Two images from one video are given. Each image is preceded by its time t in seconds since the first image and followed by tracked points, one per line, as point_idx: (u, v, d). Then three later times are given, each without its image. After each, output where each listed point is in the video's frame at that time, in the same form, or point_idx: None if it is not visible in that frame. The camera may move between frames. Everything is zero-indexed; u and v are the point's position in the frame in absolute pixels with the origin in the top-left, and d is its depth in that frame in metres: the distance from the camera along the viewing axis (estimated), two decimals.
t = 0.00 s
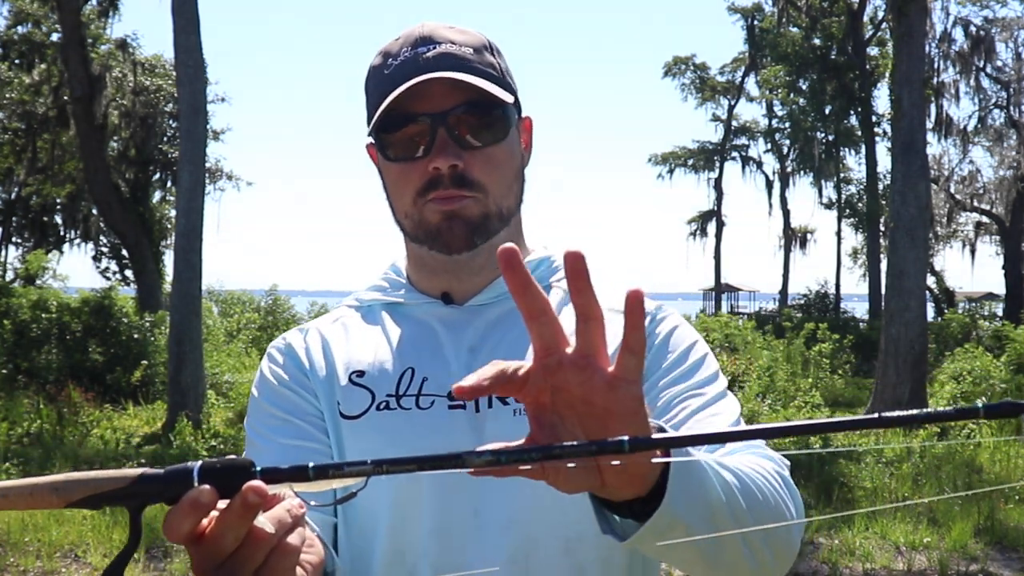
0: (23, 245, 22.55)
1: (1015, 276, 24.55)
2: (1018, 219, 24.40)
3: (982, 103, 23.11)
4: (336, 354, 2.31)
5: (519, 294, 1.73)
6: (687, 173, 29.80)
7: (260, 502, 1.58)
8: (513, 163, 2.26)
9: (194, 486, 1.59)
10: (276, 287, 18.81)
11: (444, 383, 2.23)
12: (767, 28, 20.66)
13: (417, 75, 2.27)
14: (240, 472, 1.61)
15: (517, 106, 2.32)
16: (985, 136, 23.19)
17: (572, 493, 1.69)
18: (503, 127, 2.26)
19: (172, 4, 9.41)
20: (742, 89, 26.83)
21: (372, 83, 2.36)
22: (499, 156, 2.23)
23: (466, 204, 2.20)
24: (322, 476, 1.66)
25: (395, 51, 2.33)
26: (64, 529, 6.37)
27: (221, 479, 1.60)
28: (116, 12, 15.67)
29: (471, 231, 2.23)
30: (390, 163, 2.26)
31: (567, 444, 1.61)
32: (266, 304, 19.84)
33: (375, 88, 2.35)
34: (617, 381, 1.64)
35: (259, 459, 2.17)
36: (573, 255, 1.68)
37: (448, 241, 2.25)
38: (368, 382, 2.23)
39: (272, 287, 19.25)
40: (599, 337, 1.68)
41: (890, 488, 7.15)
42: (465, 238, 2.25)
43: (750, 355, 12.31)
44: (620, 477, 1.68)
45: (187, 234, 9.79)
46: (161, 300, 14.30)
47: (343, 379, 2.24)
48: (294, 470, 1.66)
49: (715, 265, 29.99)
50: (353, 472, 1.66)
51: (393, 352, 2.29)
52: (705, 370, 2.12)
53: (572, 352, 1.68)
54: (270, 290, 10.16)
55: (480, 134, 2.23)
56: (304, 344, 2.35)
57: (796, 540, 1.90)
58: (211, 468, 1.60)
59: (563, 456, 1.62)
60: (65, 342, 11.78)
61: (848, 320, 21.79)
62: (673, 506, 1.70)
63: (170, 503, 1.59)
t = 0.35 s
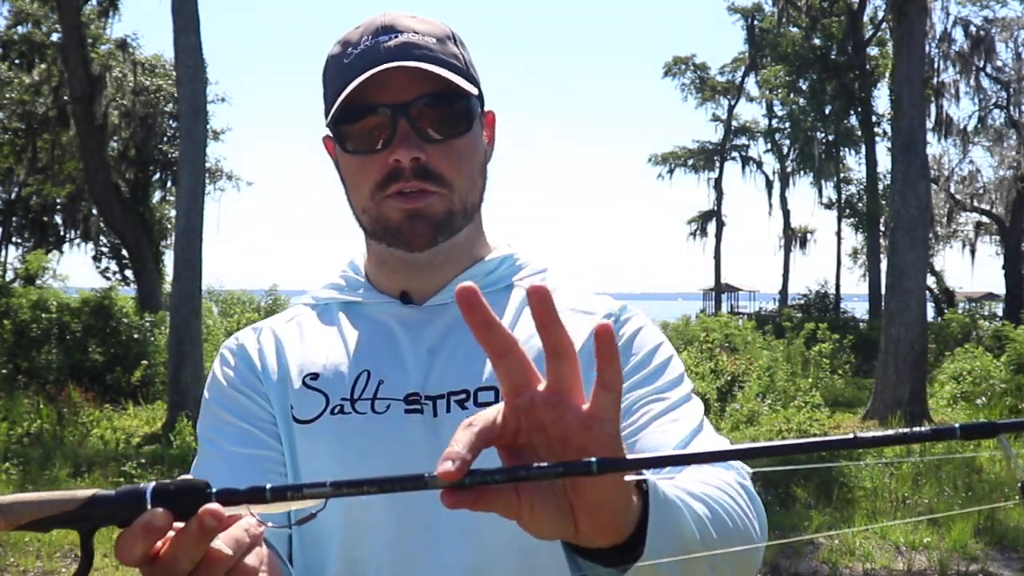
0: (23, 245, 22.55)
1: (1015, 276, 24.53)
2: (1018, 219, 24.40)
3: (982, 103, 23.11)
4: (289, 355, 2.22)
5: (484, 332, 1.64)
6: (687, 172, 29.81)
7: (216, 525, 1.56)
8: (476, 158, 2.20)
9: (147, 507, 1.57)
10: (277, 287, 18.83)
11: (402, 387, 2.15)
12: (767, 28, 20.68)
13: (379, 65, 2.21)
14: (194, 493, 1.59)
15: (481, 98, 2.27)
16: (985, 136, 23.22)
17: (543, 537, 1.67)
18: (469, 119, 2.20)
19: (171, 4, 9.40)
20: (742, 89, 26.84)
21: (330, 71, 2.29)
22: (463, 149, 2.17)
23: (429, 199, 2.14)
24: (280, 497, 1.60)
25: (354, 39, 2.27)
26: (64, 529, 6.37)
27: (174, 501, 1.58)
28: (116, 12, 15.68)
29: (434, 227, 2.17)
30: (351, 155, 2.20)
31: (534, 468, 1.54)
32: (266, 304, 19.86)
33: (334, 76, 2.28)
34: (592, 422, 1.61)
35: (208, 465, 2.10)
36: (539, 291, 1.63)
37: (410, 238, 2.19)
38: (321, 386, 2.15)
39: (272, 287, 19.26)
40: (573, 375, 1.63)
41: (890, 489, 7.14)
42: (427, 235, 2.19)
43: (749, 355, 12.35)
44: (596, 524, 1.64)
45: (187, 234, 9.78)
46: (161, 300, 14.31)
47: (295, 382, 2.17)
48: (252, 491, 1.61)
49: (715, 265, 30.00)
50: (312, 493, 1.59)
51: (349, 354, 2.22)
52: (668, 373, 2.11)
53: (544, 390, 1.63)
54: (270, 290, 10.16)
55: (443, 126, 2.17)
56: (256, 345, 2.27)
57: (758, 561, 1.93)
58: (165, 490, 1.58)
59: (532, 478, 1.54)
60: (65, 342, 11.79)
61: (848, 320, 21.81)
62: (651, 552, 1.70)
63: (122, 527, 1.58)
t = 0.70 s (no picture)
0: (23, 245, 22.55)
1: (1015, 276, 24.56)
2: (1018, 220, 24.39)
3: (982, 103, 23.13)
4: (263, 355, 2.21)
5: (498, 328, 1.66)
6: (687, 173, 29.81)
7: (212, 529, 1.56)
8: (457, 154, 2.20)
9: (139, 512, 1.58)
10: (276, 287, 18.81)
11: (380, 387, 2.14)
12: (767, 29, 20.69)
13: (364, 57, 2.21)
14: (187, 497, 1.60)
15: (464, 95, 2.27)
16: (985, 136, 23.21)
17: (543, 539, 1.68)
18: (452, 116, 2.21)
19: (171, 4, 9.39)
20: (741, 89, 26.84)
21: (313, 63, 2.28)
22: (445, 145, 2.17)
23: (411, 194, 2.13)
24: (276, 500, 1.61)
25: (339, 30, 2.26)
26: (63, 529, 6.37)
27: (166, 505, 1.59)
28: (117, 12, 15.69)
29: (415, 223, 2.17)
30: (332, 148, 2.19)
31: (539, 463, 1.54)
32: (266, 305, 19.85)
33: (316, 69, 2.27)
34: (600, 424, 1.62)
35: (183, 468, 2.07)
36: (553, 287, 1.63)
37: (390, 234, 2.18)
38: (298, 387, 2.14)
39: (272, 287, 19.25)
40: (581, 374, 1.65)
41: (890, 489, 7.13)
42: (408, 231, 2.18)
43: (749, 355, 12.35)
44: (598, 527, 1.65)
45: (187, 234, 9.79)
46: (162, 300, 14.31)
47: (271, 383, 2.15)
48: (247, 495, 1.62)
49: (715, 265, 30.00)
50: (309, 495, 1.60)
51: (326, 355, 2.20)
52: (647, 370, 2.13)
53: (552, 388, 1.65)
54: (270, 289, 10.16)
55: (426, 122, 2.18)
56: (228, 346, 2.25)
57: (743, 559, 1.95)
58: (157, 495, 1.59)
59: (537, 474, 1.55)
60: (65, 342, 11.81)
61: (849, 320, 21.81)
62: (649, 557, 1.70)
63: (114, 531, 1.58)
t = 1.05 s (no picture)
0: (23, 245, 22.55)
1: (1015, 276, 24.56)
2: (1018, 220, 24.39)
3: (982, 103, 23.13)
4: (258, 356, 2.21)
5: (488, 320, 1.68)
6: (687, 172, 29.83)
7: (201, 534, 1.56)
8: (455, 154, 2.20)
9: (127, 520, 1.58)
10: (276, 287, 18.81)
11: (375, 388, 2.14)
12: (767, 28, 20.69)
13: (366, 54, 2.22)
14: (176, 501, 1.61)
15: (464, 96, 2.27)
16: (985, 136, 23.20)
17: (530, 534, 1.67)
18: (452, 115, 2.21)
19: (171, 4, 9.37)
20: (742, 89, 26.85)
21: (314, 60, 2.28)
22: (445, 145, 2.17)
23: (411, 192, 2.13)
24: (264, 499, 1.62)
25: (341, 28, 2.27)
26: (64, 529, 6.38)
27: (155, 510, 1.59)
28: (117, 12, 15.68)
29: (414, 222, 2.16)
30: (332, 145, 2.19)
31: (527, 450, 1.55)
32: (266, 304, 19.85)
33: (318, 67, 2.27)
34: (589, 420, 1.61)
35: (179, 470, 2.07)
36: (541, 281, 1.64)
37: (388, 232, 2.18)
38: (293, 388, 2.14)
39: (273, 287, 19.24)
40: (570, 367, 1.66)
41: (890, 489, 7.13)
42: (407, 229, 2.18)
43: (749, 355, 12.37)
44: (584, 523, 1.65)
45: (187, 234, 9.79)
46: (162, 299, 14.31)
47: (266, 384, 2.15)
48: (234, 496, 1.63)
49: (715, 264, 30.00)
50: (297, 494, 1.61)
51: (320, 355, 2.20)
52: (640, 372, 2.13)
53: (540, 382, 1.66)
54: (271, 289, 10.17)
55: (425, 121, 2.18)
56: (223, 347, 2.24)
57: (733, 563, 1.93)
58: (145, 502, 1.59)
59: (522, 463, 1.56)
60: (65, 342, 11.81)
61: (848, 320, 21.82)
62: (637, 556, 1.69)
63: (102, 539, 1.58)
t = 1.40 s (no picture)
0: (23, 245, 22.56)
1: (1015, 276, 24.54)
2: (1018, 220, 24.41)
3: (982, 104, 23.13)
4: (263, 354, 2.21)
5: (491, 296, 1.67)
6: (687, 173, 29.83)
7: (212, 497, 1.54)
8: (462, 160, 2.19)
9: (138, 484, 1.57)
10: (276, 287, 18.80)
11: (379, 387, 2.14)
12: (767, 29, 20.69)
13: (374, 59, 2.24)
14: (188, 468, 1.59)
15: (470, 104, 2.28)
16: (985, 136, 23.20)
17: (534, 510, 1.65)
18: (459, 121, 2.21)
19: (172, 3, 9.35)
20: (742, 89, 26.86)
21: (323, 63, 2.31)
22: (451, 150, 2.17)
23: (418, 198, 2.12)
24: (273, 467, 1.62)
25: (350, 33, 2.29)
26: (64, 530, 6.36)
27: (167, 476, 1.58)
28: (117, 12, 15.66)
29: (421, 227, 2.15)
30: (339, 148, 2.19)
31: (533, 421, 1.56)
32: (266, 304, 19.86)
33: (327, 69, 2.30)
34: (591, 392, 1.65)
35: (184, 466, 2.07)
36: (544, 257, 1.64)
37: (395, 236, 2.17)
38: (297, 386, 2.13)
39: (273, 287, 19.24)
40: (573, 342, 1.67)
41: (890, 488, 7.12)
42: (413, 234, 2.17)
43: (749, 355, 12.38)
44: (588, 497, 1.64)
45: (187, 234, 9.81)
46: (161, 300, 14.31)
47: (271, 382, 2.15)
48: (243, 464, 1.63)
49: (715, 264, 29.99)
50: (307, 462, 1.62)
51: (325, 354, 2.20)
52: (641, 370, 2.14)
53: (544, 356, 1.67)
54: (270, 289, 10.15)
55: (434, 126, 2.18)
56: (229, 346, 2.24)
57: (733, 556, 1.93)
58: (156, 467, 1.58)
59: (528, 434, 1.56)
60: (65, 342, 11.80)
61: (848, 320, 21.80)
62: (641, 532, 1.69)
63: (112, 503, 1.57)
